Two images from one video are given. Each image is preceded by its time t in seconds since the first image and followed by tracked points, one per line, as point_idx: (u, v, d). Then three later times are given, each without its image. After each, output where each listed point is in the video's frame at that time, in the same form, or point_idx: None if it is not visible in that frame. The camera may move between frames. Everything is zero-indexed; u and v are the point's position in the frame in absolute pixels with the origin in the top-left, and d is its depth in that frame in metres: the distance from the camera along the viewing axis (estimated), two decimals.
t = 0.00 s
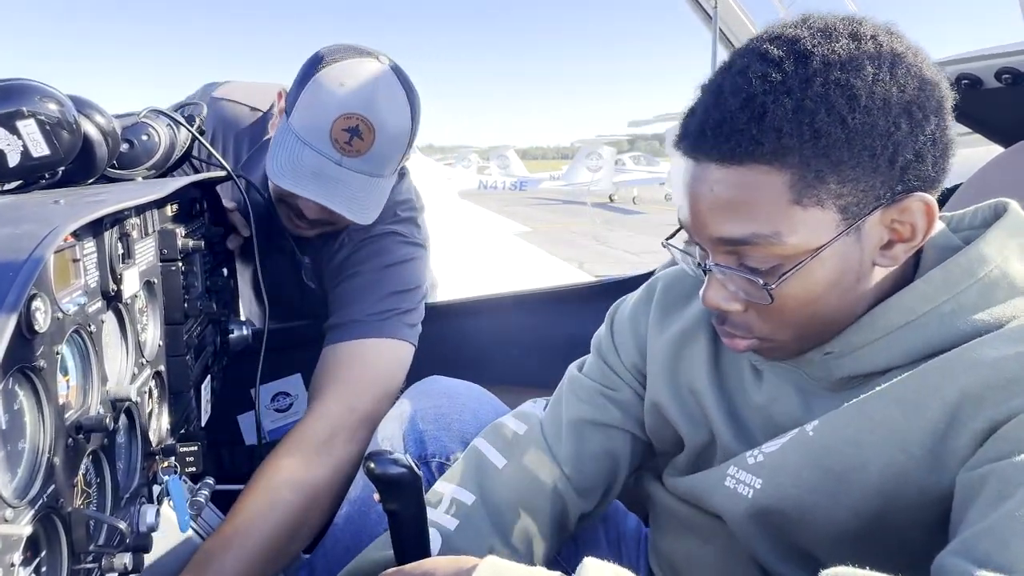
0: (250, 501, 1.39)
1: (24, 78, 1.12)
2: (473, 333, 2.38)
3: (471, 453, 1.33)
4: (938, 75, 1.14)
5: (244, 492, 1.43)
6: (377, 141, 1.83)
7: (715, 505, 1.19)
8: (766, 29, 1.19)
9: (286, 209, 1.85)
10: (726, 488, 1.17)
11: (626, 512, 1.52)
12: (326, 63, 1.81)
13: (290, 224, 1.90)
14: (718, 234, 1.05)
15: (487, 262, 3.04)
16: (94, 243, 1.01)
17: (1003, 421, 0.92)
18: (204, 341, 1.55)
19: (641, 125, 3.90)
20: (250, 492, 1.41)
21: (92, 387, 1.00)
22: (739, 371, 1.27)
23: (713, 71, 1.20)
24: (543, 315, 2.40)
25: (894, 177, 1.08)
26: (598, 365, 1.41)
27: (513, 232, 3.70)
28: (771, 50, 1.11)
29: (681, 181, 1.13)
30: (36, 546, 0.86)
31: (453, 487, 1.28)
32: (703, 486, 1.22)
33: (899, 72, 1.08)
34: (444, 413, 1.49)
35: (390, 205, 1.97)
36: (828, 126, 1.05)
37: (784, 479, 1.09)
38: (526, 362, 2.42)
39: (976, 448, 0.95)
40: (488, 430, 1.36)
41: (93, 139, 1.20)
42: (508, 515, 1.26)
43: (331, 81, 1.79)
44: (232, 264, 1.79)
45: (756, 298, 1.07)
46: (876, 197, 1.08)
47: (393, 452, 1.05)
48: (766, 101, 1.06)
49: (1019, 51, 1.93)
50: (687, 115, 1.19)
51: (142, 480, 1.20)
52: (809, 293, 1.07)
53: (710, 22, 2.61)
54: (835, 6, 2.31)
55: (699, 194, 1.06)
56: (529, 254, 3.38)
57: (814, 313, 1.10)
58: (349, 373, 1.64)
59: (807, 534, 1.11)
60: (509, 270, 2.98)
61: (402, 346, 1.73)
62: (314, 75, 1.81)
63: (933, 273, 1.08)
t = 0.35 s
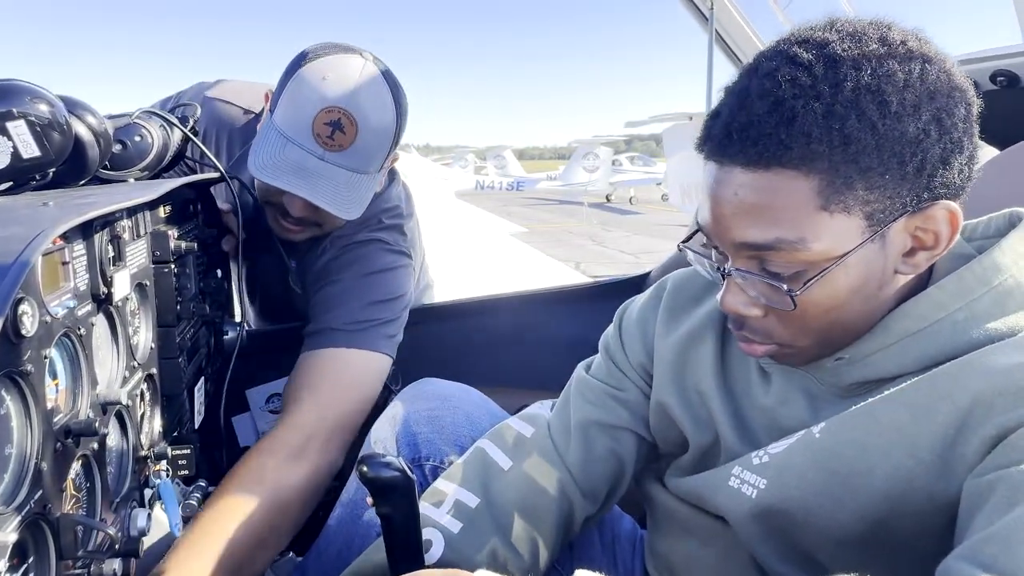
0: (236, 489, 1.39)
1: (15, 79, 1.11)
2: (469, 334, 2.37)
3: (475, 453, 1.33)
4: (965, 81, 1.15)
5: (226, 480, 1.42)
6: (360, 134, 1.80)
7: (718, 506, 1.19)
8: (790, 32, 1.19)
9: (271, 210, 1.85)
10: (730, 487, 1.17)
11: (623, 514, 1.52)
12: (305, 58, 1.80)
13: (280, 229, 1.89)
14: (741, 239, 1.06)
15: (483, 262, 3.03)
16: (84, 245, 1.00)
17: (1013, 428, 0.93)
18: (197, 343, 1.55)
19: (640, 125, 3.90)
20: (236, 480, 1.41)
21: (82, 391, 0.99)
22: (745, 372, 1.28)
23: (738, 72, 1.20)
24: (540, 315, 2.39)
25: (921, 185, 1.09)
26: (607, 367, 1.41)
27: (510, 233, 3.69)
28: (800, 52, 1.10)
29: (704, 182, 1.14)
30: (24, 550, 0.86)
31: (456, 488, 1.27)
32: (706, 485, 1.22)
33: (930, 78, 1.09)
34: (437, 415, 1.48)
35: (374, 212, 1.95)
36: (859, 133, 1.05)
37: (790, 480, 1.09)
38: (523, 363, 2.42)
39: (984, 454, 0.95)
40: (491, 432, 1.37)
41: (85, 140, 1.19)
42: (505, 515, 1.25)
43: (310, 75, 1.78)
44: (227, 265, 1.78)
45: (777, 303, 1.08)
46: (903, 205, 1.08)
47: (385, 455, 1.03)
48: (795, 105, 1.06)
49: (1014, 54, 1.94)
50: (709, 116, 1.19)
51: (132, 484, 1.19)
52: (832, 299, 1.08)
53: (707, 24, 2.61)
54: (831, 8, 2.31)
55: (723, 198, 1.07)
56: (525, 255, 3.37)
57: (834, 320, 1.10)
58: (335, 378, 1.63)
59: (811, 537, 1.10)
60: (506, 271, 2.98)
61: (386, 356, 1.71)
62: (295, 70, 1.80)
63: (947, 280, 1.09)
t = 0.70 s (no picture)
0: (232, 496, 1.37)
1: None
2: (461, 334, 2.36)
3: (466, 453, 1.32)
4: (956, 75, 1.15)
5: (223, 487, 1.40)
6: (345, 124, 1.80)
7: (712, 502, 1.18)
8: (784, 24, 1.20)
9: (260, 207, 1.84)
10: (724, 483, 1.16)
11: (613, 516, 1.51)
12: (287, 50, 1.79)
13: (270, 226, 1.87)
14: (733, 225, 1.05)
15: (478, 262, 3.01)
16: (67, 243, 0.99)
17: (1006, 422, 0.92)
18: (186, 342, 1.53)
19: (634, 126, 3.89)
20: (232, 487, 1.38)
21: (65, 391, 0.98)
22: (738, 368, 1.27)
23: (732, 64, 1.21)
24: (532, 315, 2.38)
25: (911, 173, 1.09)
26: (599, 368, 1.40)
27: (504, 232, 3.68)
28: (792, 42, 1.11)
29: (698, 172, 1.14)
30: (4, 552, 0.85)
31: (450, 489, 1.26)
32: (701, 482, 1.21)
33: (919, 69, 1.09)
34: (431, 414, 1.48)
35: (365, 207, 1.94)
36: (848, 118, 1.05)
37: (783, 475, 1.08)
38: (516, 363, 2.40)
39: (976, 450, 0.95)
40: (485, 433, 1.36)
41: (70, 137, 1.18)
42: (497, 514, 1.24)
43: (292, 65, 1.77)
44: (217, 264, 1.76)
45: (767, 291, 1.07)
46: (892, 192, 1.08)
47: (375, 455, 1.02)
48: (786, 92, 1.07)
49: (1006, 54, 1.93)
50: (701, 109, 1.21)
51: (118, 485, 1.18)
52: (821, 288, 1.07)
53: (700, 24, 2.60)
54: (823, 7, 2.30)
55: (715, 184, 1.07)
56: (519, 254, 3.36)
57: (825, 309, 1.09)
58: (325, 374, 1.62)
59: (804, 535, 1.09)
60: (499, 270, 2.96)
61: (380, 353, 1.70)
62: (278, 60, 1.79)
63: (940, 275, 1.09)
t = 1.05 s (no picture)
0: (226, 496, 1.36)
1: None
2: (456, 333, 2.35)
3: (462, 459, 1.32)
4: (941, 76, 1.16)
5: (217, 487, 1.39)
6: (345, 124, 1.80)
7: (715, 494, 1.18)
8: (776, 27, 1.21)
9: (258, 208, 1.82)
10: (728, 474, 1.16)
11: (609, 518, 1.50)
12: (286, 51, 1.79)
13: (268, 228, 1.85)
14: (727, 213, 1.06)
15: (472, 262, 3.01)
16: (62, 244, 0.98)
17: (1001, 405, 0.93)
18: (180, 343, 1.52)
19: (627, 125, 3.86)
20: (227, 488, 1.37)
21: (60, 393, 0.97)
22: (735, 371, 1.27)
23: (725, 66, 1.22)
24: (526, 314, 2.38)
25: (896, 165, 1.09)
26: (593, 378, 1.40)
27: (498, 232, 3.67)
28: (784, 41, 1.12)
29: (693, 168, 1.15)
30: None
31: (446, 494, 1.26)
32: (705, 475, 1.21)
33: (904, 67, 1.10)
34: (418, 428, 1.44)
35: (364, 205, 1.93)
36: (836, 111, 1.06)
37: (785, 464, 1.08)
38: (511, 362, 2.40)
39: (972, 433, 0.95)
40: (481, 438, 1.36)
41: (64, 136, 1.17)
42: (494, 514, 1.24)
43: (292, 66, 1.77)
44: (211, 265, 1.75)
45: (762, 277, 1.07)
46: (878, 183, 1.08)
47: (371, 457, 1.01)
48: (777, 87, 1.08)
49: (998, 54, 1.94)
50: (697, 106, 1.21)
51: (114, 486, 1.17)
52: (812, 275, 1.07)
53: (694, 24, 2.60)
54: (817, 7, 2.30)
55: (710, 176, 1.08)
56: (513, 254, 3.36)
57: (815, 296, 1.09)
58: (323, 375, 1.62)
59: (806, 525, 1.09)
60: (494, 270, 2.96)
61: (376, 354, 1.70)
62: (276, 61, 1.78)
63: (932, 269, 1.09)
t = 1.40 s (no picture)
0: (217, 515, 1.38)
1: None
2: (451, 332, 2.34)
3: (461, 459, 1.31)
4: (932, 78, 1.16)
5: (206, 504, 1.41)
6: (380, 146, 1.81)
7: (713, 494, 1.17)
8: (770, 30, 1.20)
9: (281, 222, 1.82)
10: (726, 475, 1.16)
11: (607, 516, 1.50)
12: (320, 70, 1.78)
13: (282, 237, 1.86)
14: (718, 215, 1.06)
15: (468, 261, 3.00)
16: (52, 244, 0.97)
17: (998, 404, 0.92)
18: (174, 343, 1.51)
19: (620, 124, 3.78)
20: (218, 506, 1.40)
21: (51, 394, 0.96)
22: (734, 371, 1.27)
23: (718, 67, 1.21)
24: (522, 313, 2.37)
25: (886, 167, 1.08)
26: (593, 378, 1.40)
27: (493, 230, 3.66)
28: (775, 45, 1.12)
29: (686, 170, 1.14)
30: None
31: (443, 493, 1.25)
32: (704, 475, 1.20)
33: (894, 70, 1.09)
34: (413, 429, 1.43)
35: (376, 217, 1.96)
36: (825, 114, 1.05)
37: (783, 464, 1.08)
38: (507, 361, 2.40)
39: (969, 432, 0.95)
40: (479, 438, 1.35)
41: (55, 135, 1.16)
42: (492, 515, 1.23)
43: (328, 88, 1.76)
44: (206, 265, 1.74)
45: (754, 280, 1.07)
46: (868, 184, 1.08)
47: (366, 457, 1.00)
48: (767, 89, 1.07)
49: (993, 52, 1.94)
50: (690, 108, 1.20)
51: (106, 488, 1.16)
52: (804, 276, 1.07)
53: (690, 22, 2.60)
54: (811, 5, 2.29)
55: (702, 178, 1.07)
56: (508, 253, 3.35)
57: (808, 295, 1.09)
58: (323, 389, 1.68)
59: (805, 525, 1.09)
60: (489, 269, 2.95)
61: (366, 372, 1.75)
62: (309, 82, 1.76)
63: (928, 271, 1.09)
